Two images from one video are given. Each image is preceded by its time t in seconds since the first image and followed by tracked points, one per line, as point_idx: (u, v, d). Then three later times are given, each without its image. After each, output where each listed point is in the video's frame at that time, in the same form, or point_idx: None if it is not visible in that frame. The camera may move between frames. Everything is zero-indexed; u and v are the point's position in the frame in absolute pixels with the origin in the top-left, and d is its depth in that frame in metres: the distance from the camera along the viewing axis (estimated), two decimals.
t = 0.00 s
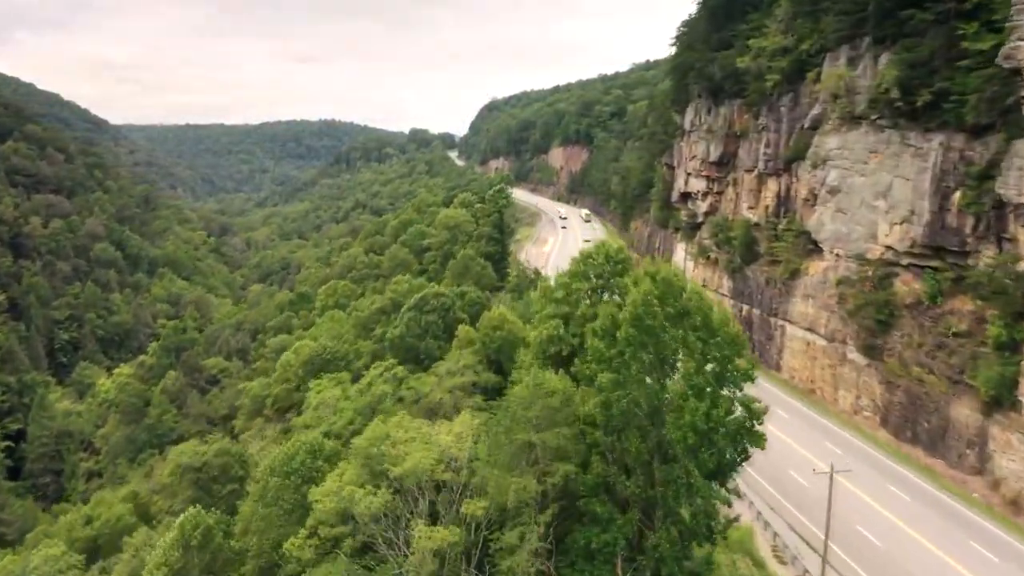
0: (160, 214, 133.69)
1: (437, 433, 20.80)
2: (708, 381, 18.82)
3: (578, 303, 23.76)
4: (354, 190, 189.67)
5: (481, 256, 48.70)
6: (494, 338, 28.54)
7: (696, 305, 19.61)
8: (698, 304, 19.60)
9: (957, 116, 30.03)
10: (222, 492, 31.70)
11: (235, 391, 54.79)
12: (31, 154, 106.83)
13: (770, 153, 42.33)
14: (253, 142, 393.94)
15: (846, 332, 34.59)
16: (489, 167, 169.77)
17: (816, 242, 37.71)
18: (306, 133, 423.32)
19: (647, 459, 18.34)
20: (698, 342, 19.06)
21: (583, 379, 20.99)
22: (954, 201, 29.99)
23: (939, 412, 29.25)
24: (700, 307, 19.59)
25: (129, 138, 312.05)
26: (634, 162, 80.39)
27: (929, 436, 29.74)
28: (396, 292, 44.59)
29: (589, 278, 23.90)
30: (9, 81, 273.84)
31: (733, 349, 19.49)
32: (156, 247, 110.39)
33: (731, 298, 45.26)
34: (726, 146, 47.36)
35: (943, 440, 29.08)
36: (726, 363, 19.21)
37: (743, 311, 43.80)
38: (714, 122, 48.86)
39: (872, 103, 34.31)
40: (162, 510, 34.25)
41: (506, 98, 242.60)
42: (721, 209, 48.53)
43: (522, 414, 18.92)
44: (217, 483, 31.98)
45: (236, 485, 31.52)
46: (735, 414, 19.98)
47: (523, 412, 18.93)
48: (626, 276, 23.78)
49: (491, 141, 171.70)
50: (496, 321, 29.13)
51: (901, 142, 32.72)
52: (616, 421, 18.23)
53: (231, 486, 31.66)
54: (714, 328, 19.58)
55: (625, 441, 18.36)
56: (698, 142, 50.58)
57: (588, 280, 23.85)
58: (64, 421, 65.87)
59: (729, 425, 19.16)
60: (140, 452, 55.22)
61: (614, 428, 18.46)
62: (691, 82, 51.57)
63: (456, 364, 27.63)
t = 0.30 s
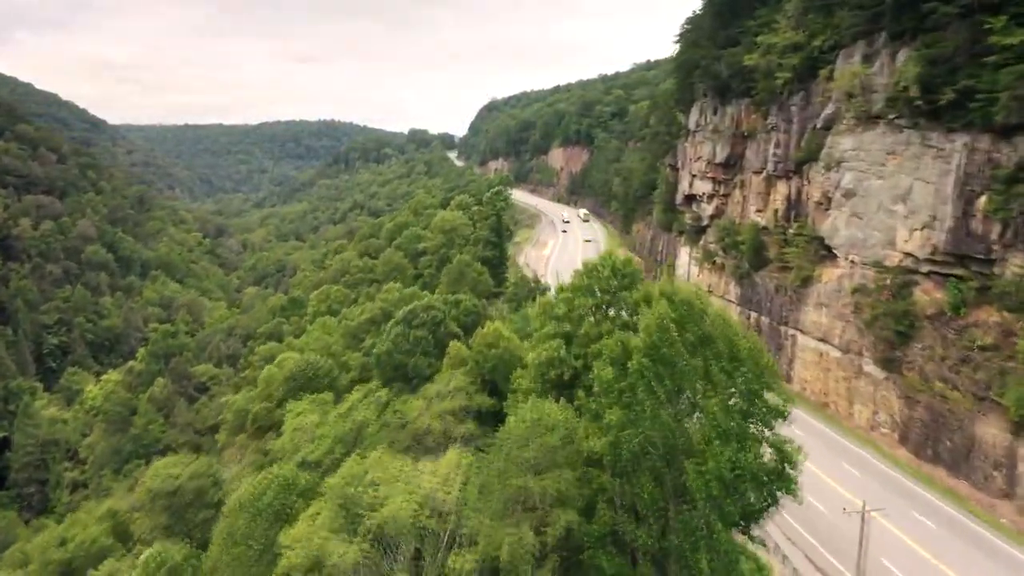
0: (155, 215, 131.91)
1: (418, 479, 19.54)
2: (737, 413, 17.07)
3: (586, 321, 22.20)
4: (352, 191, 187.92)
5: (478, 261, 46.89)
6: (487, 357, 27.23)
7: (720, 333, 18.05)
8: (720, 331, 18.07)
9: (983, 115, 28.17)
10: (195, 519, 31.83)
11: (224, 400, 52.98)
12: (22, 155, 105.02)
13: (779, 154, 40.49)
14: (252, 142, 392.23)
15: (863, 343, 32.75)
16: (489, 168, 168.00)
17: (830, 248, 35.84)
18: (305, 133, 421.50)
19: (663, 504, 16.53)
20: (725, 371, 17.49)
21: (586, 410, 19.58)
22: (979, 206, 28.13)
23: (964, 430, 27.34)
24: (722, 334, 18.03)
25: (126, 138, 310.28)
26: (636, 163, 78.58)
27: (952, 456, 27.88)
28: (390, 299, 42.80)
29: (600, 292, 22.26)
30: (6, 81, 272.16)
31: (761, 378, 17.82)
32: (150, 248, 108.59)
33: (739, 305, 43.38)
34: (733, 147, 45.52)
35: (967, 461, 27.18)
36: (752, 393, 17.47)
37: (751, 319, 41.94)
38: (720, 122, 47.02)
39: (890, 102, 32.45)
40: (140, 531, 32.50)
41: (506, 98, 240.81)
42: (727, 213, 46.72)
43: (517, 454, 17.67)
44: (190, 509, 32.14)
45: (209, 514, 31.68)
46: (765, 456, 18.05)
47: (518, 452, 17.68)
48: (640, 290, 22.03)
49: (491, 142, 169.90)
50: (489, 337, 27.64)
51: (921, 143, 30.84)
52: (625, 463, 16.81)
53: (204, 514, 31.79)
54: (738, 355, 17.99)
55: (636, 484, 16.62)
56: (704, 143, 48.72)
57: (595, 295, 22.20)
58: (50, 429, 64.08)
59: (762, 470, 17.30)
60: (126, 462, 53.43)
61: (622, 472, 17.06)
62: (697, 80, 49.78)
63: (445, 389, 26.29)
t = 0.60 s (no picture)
0: (150, 216, 130.09)
1: (397, 533, 19.48)
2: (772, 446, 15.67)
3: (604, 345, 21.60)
4: (351, 191, 186.06)
5: (475, 266, 45.12)
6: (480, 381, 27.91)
7: (755, 361, 16.89)
8: (753, 359, 16.90)
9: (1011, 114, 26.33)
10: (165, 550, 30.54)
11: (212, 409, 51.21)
12: (14, 155, 103.23)
13: (790, 155, 38.71)
14: (251, 142, 390.42)
15: (880, 356, 31.07)
16: (488, 168, 166.19)
17: (845, 253, 34.04)
18: (304, 133, 419.72)
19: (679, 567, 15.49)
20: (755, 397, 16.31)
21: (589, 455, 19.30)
22: (1007, 211, 26.25)
23: (992, 451, 25.61)
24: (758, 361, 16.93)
25: (124, 137, 308.40)
26: (638, 164, 76.76)
27: (980, 479, 26.16)
28: (382, 310, 41.07)
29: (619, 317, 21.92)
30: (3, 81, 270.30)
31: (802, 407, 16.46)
32: (143, 250, 106.73)
33: (746, 312, 41.48)
34: (740, 148, 43.76)
35: (996, 483, 25.46)
36: (790, 423, 16.09)
37: (760, 327, 40.17)
38: (726, 121, 45.24)
39: (910, 101, 30.68)
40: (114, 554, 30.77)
41: (505, 98, 239.04)
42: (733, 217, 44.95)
43: (512, 512, 17.15)
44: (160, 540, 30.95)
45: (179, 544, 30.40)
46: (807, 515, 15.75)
47: (513, 510, 17.19)
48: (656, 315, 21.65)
49: (491, 142, 168.09)
50: (481, 355, 28.69)
51: (944, 143, 29.00)
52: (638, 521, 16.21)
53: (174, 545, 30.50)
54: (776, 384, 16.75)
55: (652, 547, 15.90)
56: (710, 143, 46.94)
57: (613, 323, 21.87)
58: (35, 437, 62.25)
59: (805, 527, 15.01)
60: (111, 473, 51.62)
61: (637, 526, 16.40)
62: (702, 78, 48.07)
63: (436, 414, 27.17)
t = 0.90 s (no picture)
0: (145, 217, 128.14)
1: None
2: (824, 515, 13.51)
3: (615, 371, 19.76)
4: (349, 192, 184.26)
5: (471, 272, 43.26)
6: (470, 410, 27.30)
7: (802, 407, 14.45)
8: (800, 408, 14.37)
9: None
10: None
11: (198, 418, 49.50)
12: (4, 155, 101.30)
13: (801, 156, 36.87)
14: (250, 142, 388.70)
15: (900, 370, 29.26)
16: (488, 169, 164.37)
17: (861, 260, 32.22)
18: (303, 133, 417.98)
19: None
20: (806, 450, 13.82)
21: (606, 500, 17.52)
22: None
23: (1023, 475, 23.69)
24: (808, 405, 14.54)
25: (122, 138, 306.34)
26: (640, 165, 74.87)
27: (1009, 504, 24.25)
28: (373, 321, 39.26)
29: (630, 337, 19.93)
30: None
31: (867, 468, 14.06)
32: (136, 252, 104.90)
33: (755, 320, 39.70)
34: (748, 149, 41.92)
35: None
36: (850, 486, 13.89)
37: (769, 336, 38.38)
38: (733, 121, 43.37)
39: (932, 99, 28.83)
40: None
41: (505, 98, 237.21)
42: (740, 223, 43.15)
43: None
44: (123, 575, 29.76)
45: None
46: None
47: None
48: (669, 337, 19.74)
49: (490, 142, 166.28)
50: (470, 381, 27.98)
51: (969, 145, 27.12)
52: None
53: None
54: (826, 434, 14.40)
55: None
56: (716, 144, 45.10)
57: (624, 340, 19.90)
58: (19, 446, 60.53)
59: None
60: (94, 486, 49.89)
61: None
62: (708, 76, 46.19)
63: (420, 449, 26.70)
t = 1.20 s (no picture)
0: (139, 219, 126.30)
1: None
2: None
3: (625, 410, 17.24)
4: (347, 193, 182.40)
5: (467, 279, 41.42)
6: (459, 447, 25.53)
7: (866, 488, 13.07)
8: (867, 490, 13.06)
9: None
10: None
11: (185, 427, 47.77)
12: None
13: (813, 157, 35.10)
14: (249, 142, 386.95)
15: (922, 385, 27.56)
16: (487, 170, 162.54)
17: (879, 267, 30.47)
18: (303, 134, 416.15)
19: None
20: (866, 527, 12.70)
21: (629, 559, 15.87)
22: None
23: None
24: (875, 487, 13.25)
25: (120, 137, 304.26)
26: (642, 165, 73.04)
27: None
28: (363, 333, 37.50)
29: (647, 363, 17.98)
30: None
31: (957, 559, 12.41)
32: (129, 254, 102.98)
33: (765, 328, 37.96)
34: (756, 149, 40.13)
35: None
36: None
37: (780, 345, 36.67)
38: (741, 120, 41.56)
39: (956, 97, 27.05)
40: None
41: (505, 98, 235.35)
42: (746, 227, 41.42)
43: None
44: None
45: None
46: None
47: None
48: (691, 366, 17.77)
49: (490, 142, 164.47)
50: (461, 414, 26.24)
51: (997, 145, 25.34)
52: None
53: None
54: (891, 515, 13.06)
55: None
56: (722, 144, 43.32)
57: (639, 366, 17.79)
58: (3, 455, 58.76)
59: None
60: (78, 498, 48.15)
61: None
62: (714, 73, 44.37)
63: (402, 492, 24.30)
